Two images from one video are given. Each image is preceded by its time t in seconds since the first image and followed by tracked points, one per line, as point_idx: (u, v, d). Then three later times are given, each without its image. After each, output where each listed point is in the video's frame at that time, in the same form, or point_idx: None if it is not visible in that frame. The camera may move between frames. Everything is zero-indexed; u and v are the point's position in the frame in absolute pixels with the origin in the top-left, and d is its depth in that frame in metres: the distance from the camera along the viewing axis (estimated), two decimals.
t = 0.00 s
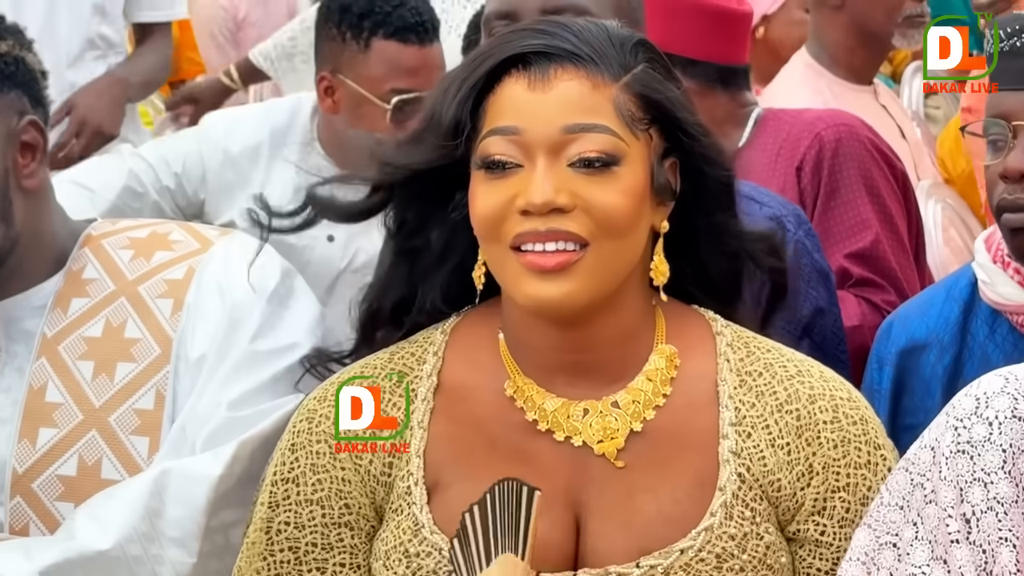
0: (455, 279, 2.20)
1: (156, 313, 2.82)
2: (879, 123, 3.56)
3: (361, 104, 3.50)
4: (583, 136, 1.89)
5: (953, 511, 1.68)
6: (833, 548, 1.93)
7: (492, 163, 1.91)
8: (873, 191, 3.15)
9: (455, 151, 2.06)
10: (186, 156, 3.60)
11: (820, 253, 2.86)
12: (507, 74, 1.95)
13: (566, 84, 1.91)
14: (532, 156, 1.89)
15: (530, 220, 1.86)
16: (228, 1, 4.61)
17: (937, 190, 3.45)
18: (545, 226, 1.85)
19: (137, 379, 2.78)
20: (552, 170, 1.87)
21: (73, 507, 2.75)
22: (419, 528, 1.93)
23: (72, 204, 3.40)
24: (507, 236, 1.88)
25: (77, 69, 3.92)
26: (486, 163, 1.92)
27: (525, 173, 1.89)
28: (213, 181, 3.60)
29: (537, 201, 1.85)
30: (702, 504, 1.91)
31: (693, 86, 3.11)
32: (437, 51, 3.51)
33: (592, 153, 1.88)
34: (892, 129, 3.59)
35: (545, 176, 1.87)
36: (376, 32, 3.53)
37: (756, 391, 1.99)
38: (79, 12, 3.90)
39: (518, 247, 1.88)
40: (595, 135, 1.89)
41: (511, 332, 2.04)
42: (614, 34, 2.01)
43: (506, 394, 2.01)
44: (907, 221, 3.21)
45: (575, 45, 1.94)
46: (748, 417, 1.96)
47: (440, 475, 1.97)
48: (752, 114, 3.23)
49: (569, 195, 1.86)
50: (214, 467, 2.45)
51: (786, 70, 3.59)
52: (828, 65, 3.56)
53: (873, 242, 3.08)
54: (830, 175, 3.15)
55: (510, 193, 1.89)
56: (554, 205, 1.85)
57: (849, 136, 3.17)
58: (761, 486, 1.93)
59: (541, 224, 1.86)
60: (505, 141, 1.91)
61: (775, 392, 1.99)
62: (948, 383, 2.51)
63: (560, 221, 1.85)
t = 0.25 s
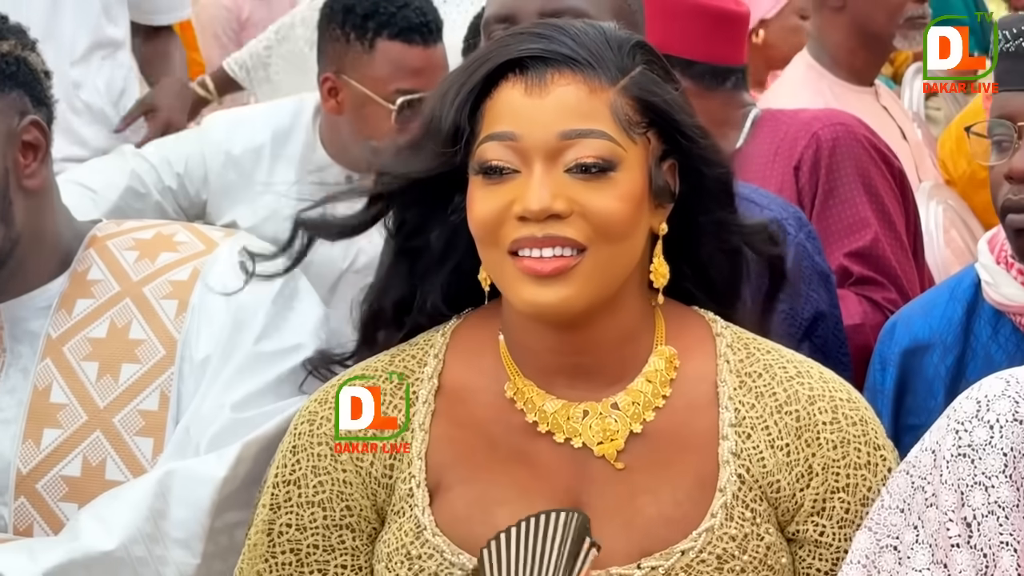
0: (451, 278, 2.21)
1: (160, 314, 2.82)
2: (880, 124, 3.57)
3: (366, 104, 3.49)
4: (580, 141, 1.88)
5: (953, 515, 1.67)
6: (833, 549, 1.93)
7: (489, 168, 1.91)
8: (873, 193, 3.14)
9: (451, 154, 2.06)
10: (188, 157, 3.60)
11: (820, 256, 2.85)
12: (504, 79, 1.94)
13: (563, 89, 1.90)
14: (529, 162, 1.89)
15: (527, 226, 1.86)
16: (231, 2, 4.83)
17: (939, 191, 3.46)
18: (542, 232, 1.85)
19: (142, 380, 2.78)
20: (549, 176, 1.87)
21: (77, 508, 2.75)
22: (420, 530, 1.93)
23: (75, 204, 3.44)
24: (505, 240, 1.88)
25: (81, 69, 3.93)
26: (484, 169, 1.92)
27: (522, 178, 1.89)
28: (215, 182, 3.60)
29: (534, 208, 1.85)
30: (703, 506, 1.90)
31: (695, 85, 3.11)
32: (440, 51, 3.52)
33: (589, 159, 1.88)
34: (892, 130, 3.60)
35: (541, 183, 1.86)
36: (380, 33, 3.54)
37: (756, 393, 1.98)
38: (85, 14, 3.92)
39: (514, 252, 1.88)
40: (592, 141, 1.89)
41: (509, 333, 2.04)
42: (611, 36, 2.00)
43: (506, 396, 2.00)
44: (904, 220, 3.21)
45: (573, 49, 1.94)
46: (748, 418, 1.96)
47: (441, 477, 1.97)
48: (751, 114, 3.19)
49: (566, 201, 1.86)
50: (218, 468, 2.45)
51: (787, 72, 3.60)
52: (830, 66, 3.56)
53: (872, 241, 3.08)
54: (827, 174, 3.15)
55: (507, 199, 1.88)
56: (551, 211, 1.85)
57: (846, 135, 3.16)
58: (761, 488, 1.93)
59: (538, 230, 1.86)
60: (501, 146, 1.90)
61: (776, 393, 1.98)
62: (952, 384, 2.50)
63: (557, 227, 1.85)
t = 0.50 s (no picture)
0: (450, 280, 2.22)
1: (164, 315, 2.83)
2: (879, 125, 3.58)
3: (367, 104, 3.51)
4: (579, 143, 1.89)
5: (952, 516, 1.67)
6: (833, 550, 1.93)
7: (489, 171, 1.92)
8: (873, 195, 3.15)
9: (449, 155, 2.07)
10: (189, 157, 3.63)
11: (819, 257, 2.86)
12: (501, 82, 1.95)
13: (561, 91, 1.91)
14: (528, 165, 1.89)
15: (527, 228, 1.87)
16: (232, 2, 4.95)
17: (940, 192, 3.46)
18: (541, 235, 1.86)
19: (145, 381, 2.79)
20: (548, 178, 1.88)
21: (80, 508, 2.76)
22: (421, 532, 1.93)
23: (76, 204, 3.44)
24: (504, 243, 1.89)
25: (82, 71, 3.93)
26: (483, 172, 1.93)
27: (521, 182, 1.89)
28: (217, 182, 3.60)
29: (533, 210, 1.86)
30: (704, 507, 1.91)
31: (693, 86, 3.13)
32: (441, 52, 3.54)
33: (588, 161, 1.88)
34: (891, 131, 3.61)
35: (540, 184, 1.87)
36: (381, 33, 3.55)
37: (756, 394, 1.99)
38: (86, 15, 3.93)
39: (514, 254, 1.89)
40: (591, 143, 1.89)
41: (509, 335, 2.05)
42: (609, 38, 2.00)
43: (506, 397, 2.01)
44: (904, 221, 3.22)
45: (570, 51, 1.94)
46: (748, 420, 1.96)
47: (442, 479, 1.98)
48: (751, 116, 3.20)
49: (565, 204, 1.87)
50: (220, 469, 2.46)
51: (786, 73, 3.60)
52: (829, 66, 3.57)
53: (873, 242, 3.08)
54: (827, 175, 3.15)
55: (505, 202, 1.89)
56: (551, 213, 1.86)
57: (845, 137, 3.16)
58: (762, 489, 1.93)
59: (538, 232, 1.86)
60: (499, 150, 1.91)
61: (776, 394, 1.98)
62: (952, 384, 2.51)
63: (556, 229, 1.86)
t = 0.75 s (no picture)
0: (445, 284, 2.24)
1: (159, 316, 2.83)
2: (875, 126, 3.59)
3: (362, 105, 3.52)
4: (570, 147, 1.89)
5: (944, 517, 1.68)
6: (825, 551, 1.94)
7: (479, 174, 1.92)
8: (867, 197, 3.16)
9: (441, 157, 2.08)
10: (185, 159, 3.64)
11: (809, 257, 2.86)
12: (493, 85, 1.95)
13: (551, 94, 1.91)
14: (519, 169, 1.90)
15: (518, 232, 1.88)
16: (228, 3, 4.99)
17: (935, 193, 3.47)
18: (532, 238, 1.87)
19: (139, 382, 2.79)
20: (539, 182, 1.88)
21: (75, 508, 2.76)
22: (413, 534, 1.94)
23: (72, 205, 3.44)
24: (496, 246, 1.90)
25: (76, 74, 3.94)
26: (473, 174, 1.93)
27: (513, 185, 1.90)
28: (212, 184, 3.64)
29: (524, 215, 1.86)
30: (696, 508, 1.91)
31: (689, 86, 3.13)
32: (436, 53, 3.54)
33: (579, 164, 1.89)
34: (887, 132, 3.62)
35: (531, 189, 1.88)
36: (376, 35, 3.56)
37: (749, 395, 1.99)
38: (82, 18, 3.94)
39: (505, 257, 1.89)
40: (582, 146, 1.90)
41: (502, 337, 2.05)
42: (600, 39, 2.01)
43: (499, 399, 2.02)
44: (899, 223, 3.23)
45: (561, 54, 1.95)
46: (740, 421, 1.96)
47: (434, 480, 1.98)
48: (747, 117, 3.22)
49: (557, 208, 1.87)
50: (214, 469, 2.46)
51: (782, 75, 3.61)
52: (825, 67, 3.57)
53: (868, 245, 3.09)
54: (823, 177, 3.16)
55: (497, 205, 1.90)
56: (542, 217, 1.86)
57: (842, 139, 3.17)
58: (754, 491, 1.94)
59: (529, 236, 1.87)
60: (491, 153, 1.91)
61: (768, 395, 1.99)
62: (946, 384, 2.51)
63: (547, 233, 1.87)
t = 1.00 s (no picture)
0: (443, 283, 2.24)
1: (160, 315, 2.84)
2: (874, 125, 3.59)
3: (360, 105, 3.52)
4: (566, 148, 1.90)
5: (943, 515, 1.68)
6: (823, 549, 1.94)
7: (476, 175, 1.93)
8: (866, 195, 3.16)
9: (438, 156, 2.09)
10: (184, 159, 3.61)
11: (808, 256, 2.87)
12: (489, 85, 1.96)
13: (547, 95, 1.92)
14: (515, 170, 1.90)
15: (515, 233, 1.88)
16: (227, 3, 5.02)
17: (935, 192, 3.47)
18: (529, 239, 1.87)
19: (140, 381, 2.80)
20: (535, 183, 1.89)
21: (76, 507, 2.77)
22: (413, 532, 1.94)
23: (72, 204, 3.46)
24: (493, 246, 1.90)
25: (73, 75, 3.95)
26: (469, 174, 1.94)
27: (509, 186, 1.90)
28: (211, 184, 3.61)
29: (520, 216, 1.87)
30: (695, 507, 1.92)
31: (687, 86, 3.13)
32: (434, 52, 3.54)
33: (575, 164, 1.89)
34: (886, 132, 3.62)
35: (528, 190, 1.88)
36: (375, 34, 3.56)
37: (747, 394, 2.00)
38: (79, 18, 3.95)
39: (502, 257, 1.90)
40: (578, 147, 1.90)
41: (500, 335, 2.06)
42: (597, 39, 2.01)
43: (497, 398, 2.02)
44: (898, 222, 3.23)
45: (556, 54, 1.95)
46: (739, 419, 1.97)
47: (434, 479, 1.99)
48: (746, 115, 3.24)
49: (552, 208, 1.88)
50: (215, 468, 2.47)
51: (781, 74, 3.62)
52: (824, 67, 3.58)
53: (866, 244, 3.10)
54: (822, 176, 3.17)
55: (494, 206, 1.90)
56: (538, 218, 1.87)
57: (841, 138, 3.18)
58: (753, 489, 1.94)
59: (526, 236, 1.88)
60: (487, 154, 1.92)
61: (767, 394, 1.99)
62: (944, 383, 2.52)
63: (544, 233, 1.87)
